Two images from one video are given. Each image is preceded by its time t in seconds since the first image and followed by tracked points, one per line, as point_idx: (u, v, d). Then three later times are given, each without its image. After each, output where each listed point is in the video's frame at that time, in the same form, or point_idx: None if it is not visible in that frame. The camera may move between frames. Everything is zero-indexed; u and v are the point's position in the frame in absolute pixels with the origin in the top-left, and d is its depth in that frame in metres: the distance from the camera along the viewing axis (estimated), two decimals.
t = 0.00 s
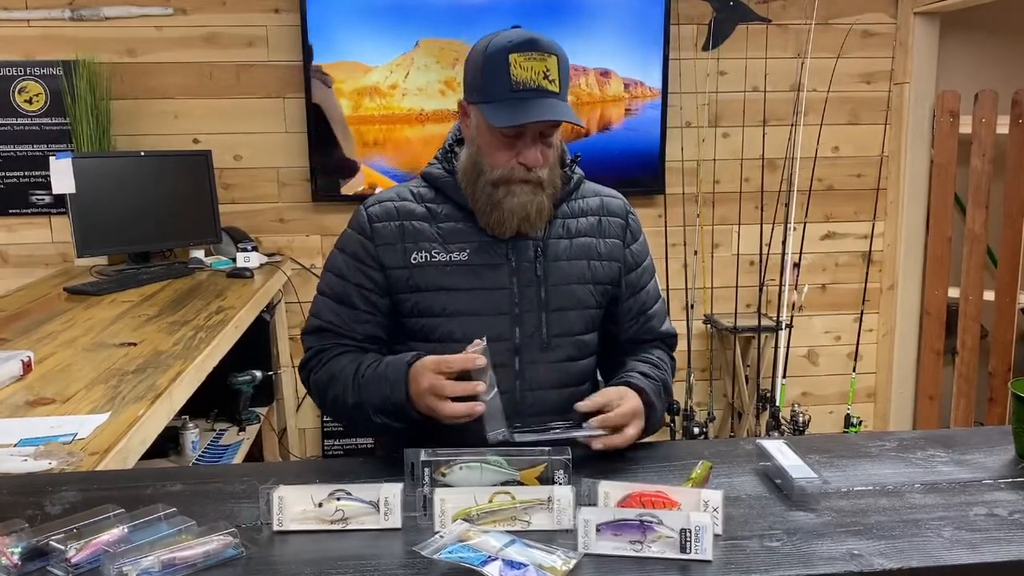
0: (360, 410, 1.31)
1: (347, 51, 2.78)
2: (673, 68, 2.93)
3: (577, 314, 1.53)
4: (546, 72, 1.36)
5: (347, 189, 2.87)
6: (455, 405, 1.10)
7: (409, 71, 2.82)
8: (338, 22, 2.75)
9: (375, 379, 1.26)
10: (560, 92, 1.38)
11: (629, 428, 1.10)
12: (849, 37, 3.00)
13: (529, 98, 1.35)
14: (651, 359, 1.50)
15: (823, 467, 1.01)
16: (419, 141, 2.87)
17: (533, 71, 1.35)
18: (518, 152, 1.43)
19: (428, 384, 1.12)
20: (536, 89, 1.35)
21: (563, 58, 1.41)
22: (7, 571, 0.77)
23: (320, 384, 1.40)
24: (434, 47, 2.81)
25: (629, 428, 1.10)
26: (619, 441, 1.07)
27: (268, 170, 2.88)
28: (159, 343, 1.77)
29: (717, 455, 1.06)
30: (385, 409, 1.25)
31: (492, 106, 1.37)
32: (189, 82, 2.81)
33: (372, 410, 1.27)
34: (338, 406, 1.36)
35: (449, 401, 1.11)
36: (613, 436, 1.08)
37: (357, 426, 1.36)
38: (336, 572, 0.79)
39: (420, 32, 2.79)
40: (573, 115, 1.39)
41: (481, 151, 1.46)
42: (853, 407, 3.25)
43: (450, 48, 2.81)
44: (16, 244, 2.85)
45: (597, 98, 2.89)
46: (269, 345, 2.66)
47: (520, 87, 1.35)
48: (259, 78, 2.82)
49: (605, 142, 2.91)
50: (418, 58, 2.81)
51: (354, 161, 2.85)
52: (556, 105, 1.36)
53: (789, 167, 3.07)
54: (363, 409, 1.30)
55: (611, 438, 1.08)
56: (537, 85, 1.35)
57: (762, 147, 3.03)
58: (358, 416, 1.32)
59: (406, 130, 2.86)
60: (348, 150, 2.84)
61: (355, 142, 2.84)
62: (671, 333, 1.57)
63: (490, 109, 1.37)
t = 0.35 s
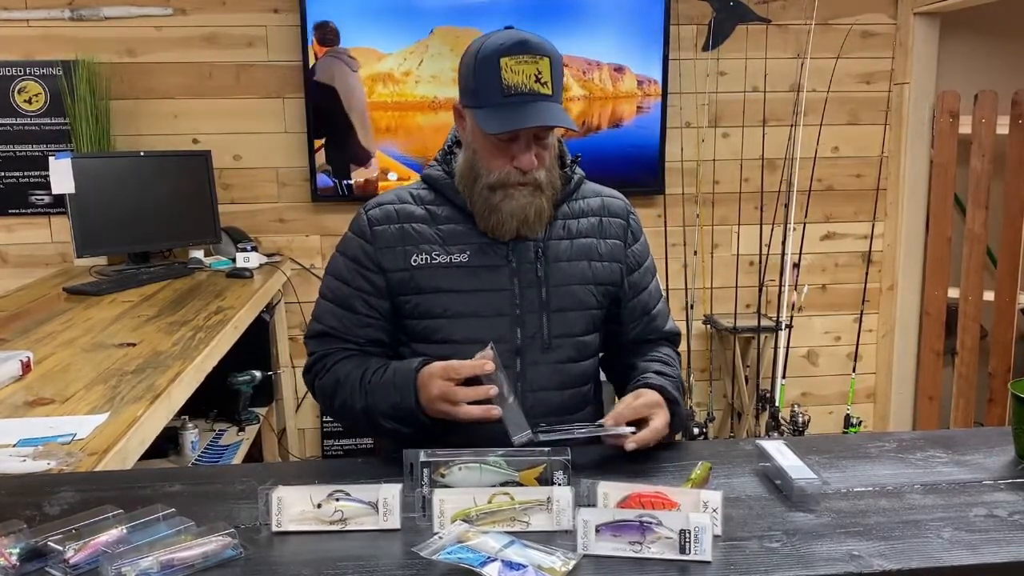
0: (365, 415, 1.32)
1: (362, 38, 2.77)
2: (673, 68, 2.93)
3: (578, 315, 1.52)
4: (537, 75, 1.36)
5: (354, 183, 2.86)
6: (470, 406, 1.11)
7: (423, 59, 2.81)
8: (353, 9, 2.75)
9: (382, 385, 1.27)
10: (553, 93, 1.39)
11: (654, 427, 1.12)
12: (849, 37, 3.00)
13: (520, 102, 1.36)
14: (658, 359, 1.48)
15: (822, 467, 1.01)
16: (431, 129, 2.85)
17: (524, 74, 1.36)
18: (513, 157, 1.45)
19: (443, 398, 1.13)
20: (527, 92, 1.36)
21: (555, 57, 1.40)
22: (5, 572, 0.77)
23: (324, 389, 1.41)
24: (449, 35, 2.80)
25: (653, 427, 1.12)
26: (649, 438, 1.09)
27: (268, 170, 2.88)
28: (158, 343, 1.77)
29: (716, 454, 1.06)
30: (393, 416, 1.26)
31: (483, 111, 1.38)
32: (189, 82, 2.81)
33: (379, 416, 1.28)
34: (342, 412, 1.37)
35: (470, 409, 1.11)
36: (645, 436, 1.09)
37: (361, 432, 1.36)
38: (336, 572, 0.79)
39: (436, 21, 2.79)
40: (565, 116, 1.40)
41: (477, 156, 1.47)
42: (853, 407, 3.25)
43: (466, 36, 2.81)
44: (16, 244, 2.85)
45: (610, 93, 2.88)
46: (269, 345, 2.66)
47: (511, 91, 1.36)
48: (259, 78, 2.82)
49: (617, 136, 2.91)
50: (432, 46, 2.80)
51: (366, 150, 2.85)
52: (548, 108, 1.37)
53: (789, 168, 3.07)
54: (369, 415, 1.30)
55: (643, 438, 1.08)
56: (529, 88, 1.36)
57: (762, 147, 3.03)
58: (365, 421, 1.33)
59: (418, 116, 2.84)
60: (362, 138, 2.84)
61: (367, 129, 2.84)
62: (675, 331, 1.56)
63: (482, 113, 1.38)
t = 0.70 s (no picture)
0: (376, 422, 1.31)
1: (371, 36, 2.77)
2: (672, 68, 2.93)
3: (587, 315, 1.52)
4: (547, 72, 1.36)
5: (359, 181, 2.86)
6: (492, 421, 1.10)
7: (432, 55, 2.81)
8: (361, 6, 2.75)
9: (399, 394, 1.26)
10: (562, 90, 1.38)
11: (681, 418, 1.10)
12: (850, 38, 3.00)
13: (532, 99, 1.35)
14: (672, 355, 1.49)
15: (823, 468, 1.01)
16: (438, 126, 2.85)
17: (534, 72, 1.35)
18: (525, 154, 1.44)
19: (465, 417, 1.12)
20: (538, 89, 1.35)
21: (562, 54, 1.40)
22: (4, 572, 0.77)
23: (332, 394, 1.40)
24: (458, 32, 2.80)
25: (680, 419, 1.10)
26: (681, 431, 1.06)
27: (268, 170, 2.88)
28: (158, 343, 1.77)
29: (715, 455, 1.06)
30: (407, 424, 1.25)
31: (494, 109, 1.37)
32: (188, 82, 2.80)
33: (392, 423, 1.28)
34: (352, 417, 1.36)
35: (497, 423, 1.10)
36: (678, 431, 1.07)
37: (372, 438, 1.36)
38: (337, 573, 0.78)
39: (445, 17, 2.79)
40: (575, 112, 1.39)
41: (487, 156, 1.46)
42: (853, 407, 3.25)
43: (475, 34, 2.81)
44: (15, 244, 2.85)
45: (618, 92, 2.88)
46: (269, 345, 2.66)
47: (522, 89, 1.35)
48: (259, 78, 2.82)
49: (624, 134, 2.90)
50: (442, 43, 2.80)
51: (374, 146, 2.85)
52: (559, 105, 1.36)
53: (789, 167, 3.06)
54: (381, 422, 1.30)
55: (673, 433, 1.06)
56: (539, 85, 1.35)
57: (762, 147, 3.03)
58: (376, 429, 1.33)
59: (426, 113, 2.84)
60: (369, 132, 2.84)
61: (375, 126, 2.83)
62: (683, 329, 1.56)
63: (493, 112, 1.37)
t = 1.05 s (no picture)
0: (389, 416, 1.30)
1: (365, 36, 2.77)
2: (672, 68, 2.92)
3: (598, 313, 1.52)
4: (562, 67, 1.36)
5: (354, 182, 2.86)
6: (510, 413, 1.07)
7: (426, 55, 2.80)
8: (359, 6, 2.74)
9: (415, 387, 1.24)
10: (575, 85, 1.38)
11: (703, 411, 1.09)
12: (850, 37, 2.99)
13: (549, 92, 1.34)
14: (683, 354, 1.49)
15: (823, 468, 1.01)
16: (434, 127, 2.85)
17: (549, 66, 1.35)
18: (539, 148, 1.42)
19: (480, 401, 1.09)
20: (554, 83, 1.35)
21: (574, 52, 1.41)
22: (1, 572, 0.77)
23: (343, 391, 1.38)
24: (453, 32, 2.80)
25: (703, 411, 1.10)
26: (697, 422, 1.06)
27: (267, 170, 2.88)
28: (157, 342, 1.76)
29: (715, 455, 1.05)
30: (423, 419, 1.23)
31: (509, 104, 1.36)
32: (188, 81, 2.80)
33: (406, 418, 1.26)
34: (364, 411, 1.34)
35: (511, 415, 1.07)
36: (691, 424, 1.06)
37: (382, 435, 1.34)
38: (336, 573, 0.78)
39: (439, 18, 2.78)
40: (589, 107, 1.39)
41: (500, 151, 1.45)
42: (853, 407, 3.25)
43: (469, 33, 2.80)
44: (14, 243, 2.85)
45: (611, 90, 2.87)
46: (268, 345, 2.65)
47: (538, 83, 1.34)
48: (259, 77, 2.82)
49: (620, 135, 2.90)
50: (436, 43, 2.80)
51: (368, 149, 2.84)
52: (573, 98, 1.36)
53: (790, 167, 3.06)
54: (395, 417, 1.28)
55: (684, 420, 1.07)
56: (555, 79, 1.35)
57: (762, 147, 3.02)
58: (392, 425, 1.30)
59: (421, 114, 2.84)
60: (364, 135, 2.83)
61: (368, 127, 2.83)
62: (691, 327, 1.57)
63: (509, 107, 1.36)
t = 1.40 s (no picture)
0: (448, 423, 1.24)
1: (359, 32, 2.76)
2: (673, 68, 2.92)
3: (616, 311, 1.52)
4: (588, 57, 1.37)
5: (345, 180, 2.85)
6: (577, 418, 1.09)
7: (420, 53, 2.80)
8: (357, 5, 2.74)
9: (482, 393, 1.21)
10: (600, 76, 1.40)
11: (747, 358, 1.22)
12: (850, 37, 2.99)
13: (577, 80, 1.35)
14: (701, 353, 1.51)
15: (823, 468, 1.00)
16: (427, 125, 2.84)
17: (576, 56, 1.36)
18: (564, 137, 1.43)
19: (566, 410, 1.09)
20: (582, 72, 1.36)
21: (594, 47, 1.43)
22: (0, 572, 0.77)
23: (391, 393, 1.30)
24: (447, 30, 2.79)
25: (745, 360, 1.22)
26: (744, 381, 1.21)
27: (268, 170, 2.88)
28: (157, 342, 1.76)
29: (716, 456, 1.05)
30: (486, 427, 1.19)
31: (538, 94, 1.36)
32: (188, 81, 2.80)
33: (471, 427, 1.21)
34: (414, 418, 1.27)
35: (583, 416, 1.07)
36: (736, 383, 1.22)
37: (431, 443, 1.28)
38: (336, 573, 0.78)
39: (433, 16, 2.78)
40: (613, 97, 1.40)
41: (525, 142, 1.44)
42: (853, 407, 3.25)
43: (463, 32, 2.80)
44: (14, 243, 2.85)
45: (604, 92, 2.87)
46: (268, 345, 2.65)
47: (566, 72, 1.35)
48: (259, 77, 2.81)
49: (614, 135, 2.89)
50: (430, 41, 2.80)
51: (361, 145, 2.84)
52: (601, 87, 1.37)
53: (790, 167, 3.06)
54: (454, 423, 1.24)
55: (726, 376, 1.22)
56: (582, 68, 1.36)
57: (763, 147, 3.02)
58: (445, 429, 1.25)
59: (413, 111, 2.83)
60: (357, 134, 2.83)
61: (362, 123, 2.82)
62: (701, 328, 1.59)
63: (538, 96, 1.36)
